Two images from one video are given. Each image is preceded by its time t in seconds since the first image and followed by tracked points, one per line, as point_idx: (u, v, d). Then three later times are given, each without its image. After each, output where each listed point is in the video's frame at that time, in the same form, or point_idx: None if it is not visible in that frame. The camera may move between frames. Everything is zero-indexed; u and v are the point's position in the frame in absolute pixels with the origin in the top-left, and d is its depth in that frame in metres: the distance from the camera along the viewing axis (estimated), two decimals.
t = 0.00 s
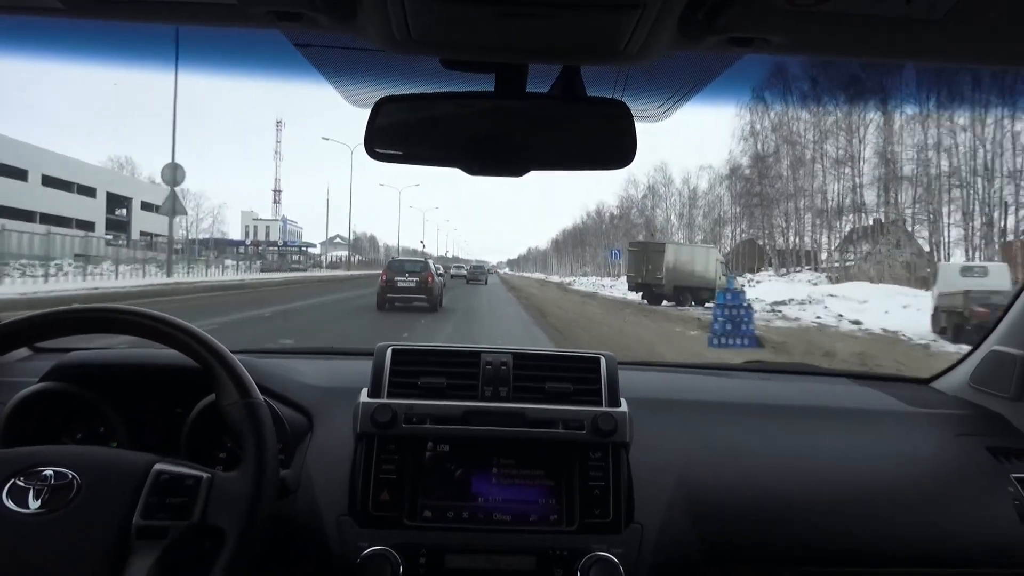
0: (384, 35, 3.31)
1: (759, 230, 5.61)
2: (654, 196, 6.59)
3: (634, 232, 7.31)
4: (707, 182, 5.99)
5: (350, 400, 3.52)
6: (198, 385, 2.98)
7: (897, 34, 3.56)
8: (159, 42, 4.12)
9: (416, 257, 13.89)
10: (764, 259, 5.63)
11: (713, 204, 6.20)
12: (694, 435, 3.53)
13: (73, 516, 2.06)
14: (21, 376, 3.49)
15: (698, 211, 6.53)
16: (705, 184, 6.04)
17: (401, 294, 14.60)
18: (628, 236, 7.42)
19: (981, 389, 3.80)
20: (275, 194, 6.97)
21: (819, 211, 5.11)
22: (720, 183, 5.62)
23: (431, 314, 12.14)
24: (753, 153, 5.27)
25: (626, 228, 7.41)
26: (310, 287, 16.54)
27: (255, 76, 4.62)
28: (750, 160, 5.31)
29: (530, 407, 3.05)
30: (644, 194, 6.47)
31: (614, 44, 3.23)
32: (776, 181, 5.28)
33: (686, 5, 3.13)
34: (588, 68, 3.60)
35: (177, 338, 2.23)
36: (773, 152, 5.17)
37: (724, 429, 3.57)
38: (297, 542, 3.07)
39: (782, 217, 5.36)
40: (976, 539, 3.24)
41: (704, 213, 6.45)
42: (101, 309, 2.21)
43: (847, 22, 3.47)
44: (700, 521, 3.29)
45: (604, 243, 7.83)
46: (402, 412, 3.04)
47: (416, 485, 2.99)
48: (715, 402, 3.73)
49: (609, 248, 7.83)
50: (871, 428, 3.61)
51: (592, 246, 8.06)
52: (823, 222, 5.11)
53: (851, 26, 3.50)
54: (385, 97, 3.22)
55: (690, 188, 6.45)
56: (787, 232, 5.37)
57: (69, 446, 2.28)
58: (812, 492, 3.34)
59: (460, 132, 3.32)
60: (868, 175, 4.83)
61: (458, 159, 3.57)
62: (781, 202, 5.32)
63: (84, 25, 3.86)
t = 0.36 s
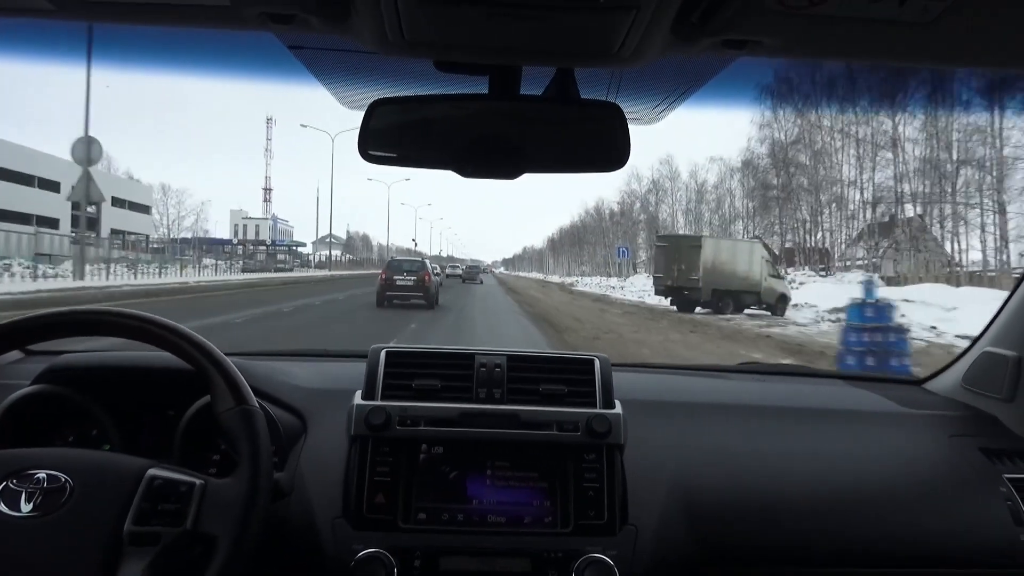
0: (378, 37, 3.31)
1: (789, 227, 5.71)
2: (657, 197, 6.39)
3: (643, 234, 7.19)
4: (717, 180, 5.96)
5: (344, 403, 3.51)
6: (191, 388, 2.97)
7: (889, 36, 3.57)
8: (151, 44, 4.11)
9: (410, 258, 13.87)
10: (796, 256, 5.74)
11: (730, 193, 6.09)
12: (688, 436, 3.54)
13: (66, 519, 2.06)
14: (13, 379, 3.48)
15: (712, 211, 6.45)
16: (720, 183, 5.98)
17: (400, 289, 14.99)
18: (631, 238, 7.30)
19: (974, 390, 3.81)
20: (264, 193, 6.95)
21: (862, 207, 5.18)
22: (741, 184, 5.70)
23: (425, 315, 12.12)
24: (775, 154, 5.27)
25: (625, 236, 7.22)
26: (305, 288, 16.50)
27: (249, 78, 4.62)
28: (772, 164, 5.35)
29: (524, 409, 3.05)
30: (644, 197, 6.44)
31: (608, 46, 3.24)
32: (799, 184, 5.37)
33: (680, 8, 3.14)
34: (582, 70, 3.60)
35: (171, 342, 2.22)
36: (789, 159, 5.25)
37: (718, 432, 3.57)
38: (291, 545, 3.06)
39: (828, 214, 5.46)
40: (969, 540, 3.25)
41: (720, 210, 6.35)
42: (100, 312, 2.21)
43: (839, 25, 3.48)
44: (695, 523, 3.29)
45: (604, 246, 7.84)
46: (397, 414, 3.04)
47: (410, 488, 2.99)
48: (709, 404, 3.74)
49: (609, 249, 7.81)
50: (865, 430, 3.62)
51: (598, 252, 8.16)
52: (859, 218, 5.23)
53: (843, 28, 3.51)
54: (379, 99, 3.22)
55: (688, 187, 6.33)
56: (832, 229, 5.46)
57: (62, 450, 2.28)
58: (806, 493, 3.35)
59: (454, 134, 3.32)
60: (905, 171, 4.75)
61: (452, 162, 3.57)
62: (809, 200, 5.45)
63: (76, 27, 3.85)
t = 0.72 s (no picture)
0: (374, 32, 3.31)
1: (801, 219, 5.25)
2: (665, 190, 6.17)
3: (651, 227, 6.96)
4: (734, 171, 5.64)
5: (340, 399, 3.51)
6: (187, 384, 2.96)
7: (885, 32, 3.58)
8: (146, 40, 4.10)
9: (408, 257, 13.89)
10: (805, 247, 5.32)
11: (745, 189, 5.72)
12: (685, 432, 3.54)
13: (63, 516, 2.06)
14: (9, 376, 3.47)
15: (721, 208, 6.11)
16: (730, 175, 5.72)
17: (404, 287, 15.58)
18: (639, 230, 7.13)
19: (970, 386, 3.82)
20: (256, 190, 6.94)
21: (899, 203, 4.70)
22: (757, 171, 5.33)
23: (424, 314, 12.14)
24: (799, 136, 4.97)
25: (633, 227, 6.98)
26: (302, 287, 16.49)
27: (245, 74, 4.61)
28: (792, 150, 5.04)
29: (521, 405, 3.05)
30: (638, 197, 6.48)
31: (604, 42, 3.24)
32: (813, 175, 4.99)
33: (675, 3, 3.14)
34: (578, 66, 3.60)
35: (169, 338, 2.22)
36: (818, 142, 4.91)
37: (715, 429, 3.57)
38: (287, 541, 3.07)
39: (854, 211, 4.93)
40: (963, 534, 3.27)
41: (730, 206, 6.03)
42: (107, 311, 2.21)
43: (835, 21, 3.48)
44: (691, 519, 3.30)
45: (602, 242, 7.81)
46: (393, 410, 3.03)
47: (407, 485, 2.99)
48: (706, 399, 3.75)
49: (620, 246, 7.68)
50: (860, 425, 3.63)
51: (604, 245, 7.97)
52: (890, 213, 4.74)
53: (839, 24, 3.51)
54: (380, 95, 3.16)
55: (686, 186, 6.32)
56: (859, 226, 4.92)
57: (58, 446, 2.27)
58: (802, 488, 3.35)
59: (449, 130, 3.32)
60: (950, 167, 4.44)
61: (448, 158, 3.57)
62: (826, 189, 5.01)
63: (71, 23, 3.84)
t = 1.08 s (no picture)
0: (371, 34, 3.31)
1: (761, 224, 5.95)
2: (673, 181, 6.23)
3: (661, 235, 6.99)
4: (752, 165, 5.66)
5: (340, 401, 3.51)
6: (187, 386, 2.96)
7: (882, 31, 3.58)
8: (144, 42, 4.10)
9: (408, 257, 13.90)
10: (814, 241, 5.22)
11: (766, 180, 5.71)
12: (683, 432, 3.54)
13: (61, 520, 2.06)
14: (7, 378, 3.47)
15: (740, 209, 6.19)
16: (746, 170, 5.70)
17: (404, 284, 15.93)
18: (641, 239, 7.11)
19: (968, 384, 3.83)
20: (252, 190, 6.93)
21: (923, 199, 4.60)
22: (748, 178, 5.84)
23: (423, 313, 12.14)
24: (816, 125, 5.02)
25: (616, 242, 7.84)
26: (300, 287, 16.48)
27: (243, 75, 4.61)
28: (813, 136, 5.04)
29: (520, 405, 3.05)
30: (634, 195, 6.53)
31: (601, 42, 3.24)
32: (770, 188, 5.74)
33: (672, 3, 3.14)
34: (575, 66, 3.61)
35: (170, 343, 2.22)
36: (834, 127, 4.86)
37: (715, 429, 3.57)
38: (288, 543, 3.06)
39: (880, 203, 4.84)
40: (962, 533, 3.27)
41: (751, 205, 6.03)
42: (113, 313, 2.20)
43: (832, 20, 3.49)
44: (690, 517, 3.31)
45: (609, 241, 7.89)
46: (392, 411, 3.03)
47: (406, 486, 2.99)
48: (704, 399, 3.75)
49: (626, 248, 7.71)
50: (860, 425, 3.63)
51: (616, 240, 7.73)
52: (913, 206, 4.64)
53: (836, 23, 3.52)
54: (375, 95, 3.17)
55: (694, 181, 6.31)
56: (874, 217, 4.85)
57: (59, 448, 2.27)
58: (801, 489, 3.35)
59: (446, 130, 3.32)
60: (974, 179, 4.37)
61: (445, 159, 3.57)
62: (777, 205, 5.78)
63: (69, 25, 3.84)
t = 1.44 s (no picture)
0: (371, 36, 3.31)
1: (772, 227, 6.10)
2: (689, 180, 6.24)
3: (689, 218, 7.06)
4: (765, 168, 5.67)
5: (339, 402, 3.51)
6: (186, 388, 2.95)
7: (882, 33, 3.58)
8: (143, 44, 4.10)
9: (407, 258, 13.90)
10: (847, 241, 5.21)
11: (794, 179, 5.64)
12: (683, 434, 3.54)
13: (61, 522, 2.06)
14: (5, 380, 3.47)
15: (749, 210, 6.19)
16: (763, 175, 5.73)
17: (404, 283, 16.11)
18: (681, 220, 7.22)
19: (967, 386, 3.83)
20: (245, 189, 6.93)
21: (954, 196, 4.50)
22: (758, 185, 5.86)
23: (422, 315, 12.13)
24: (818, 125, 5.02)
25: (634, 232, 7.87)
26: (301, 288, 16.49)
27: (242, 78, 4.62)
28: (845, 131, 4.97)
29: (519, 407, 3.05)
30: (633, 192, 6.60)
31: (601, 44, 3.25)
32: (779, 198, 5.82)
33: (672, 5, 3.14)
34: (574, 68, 3.61)
35: (167, 343, 2.21)
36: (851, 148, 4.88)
37: (714, 431, 3.57)
38: (287, 544, 3.06)
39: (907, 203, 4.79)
40: (963, 534, 3.26)
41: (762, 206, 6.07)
42: (112, 315, 2.20)
43: (831, 22, 3.49)
44: (690, 518, 3.30)
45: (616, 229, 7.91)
46: (391, 413, 3.03)
47: (405, 487, 2.98)
48: (703, 401, 3.75)
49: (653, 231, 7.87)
50: (860, 426, 3.63)
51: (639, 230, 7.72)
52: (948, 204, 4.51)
53: (836, 25, 3.52)
54: (373, 97, 3.18)
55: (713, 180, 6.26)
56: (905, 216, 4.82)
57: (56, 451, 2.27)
58: (801, 491, 3.35)
59: (446, 131, 3.32)
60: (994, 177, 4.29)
61: (444, 160, 3.58)
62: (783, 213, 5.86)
63: (67, 27, 3.84)
